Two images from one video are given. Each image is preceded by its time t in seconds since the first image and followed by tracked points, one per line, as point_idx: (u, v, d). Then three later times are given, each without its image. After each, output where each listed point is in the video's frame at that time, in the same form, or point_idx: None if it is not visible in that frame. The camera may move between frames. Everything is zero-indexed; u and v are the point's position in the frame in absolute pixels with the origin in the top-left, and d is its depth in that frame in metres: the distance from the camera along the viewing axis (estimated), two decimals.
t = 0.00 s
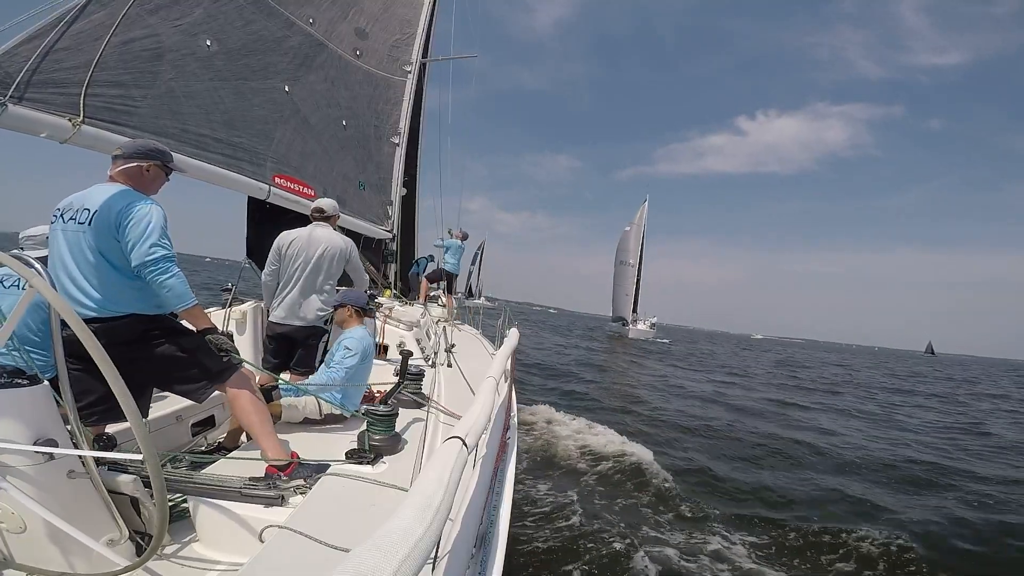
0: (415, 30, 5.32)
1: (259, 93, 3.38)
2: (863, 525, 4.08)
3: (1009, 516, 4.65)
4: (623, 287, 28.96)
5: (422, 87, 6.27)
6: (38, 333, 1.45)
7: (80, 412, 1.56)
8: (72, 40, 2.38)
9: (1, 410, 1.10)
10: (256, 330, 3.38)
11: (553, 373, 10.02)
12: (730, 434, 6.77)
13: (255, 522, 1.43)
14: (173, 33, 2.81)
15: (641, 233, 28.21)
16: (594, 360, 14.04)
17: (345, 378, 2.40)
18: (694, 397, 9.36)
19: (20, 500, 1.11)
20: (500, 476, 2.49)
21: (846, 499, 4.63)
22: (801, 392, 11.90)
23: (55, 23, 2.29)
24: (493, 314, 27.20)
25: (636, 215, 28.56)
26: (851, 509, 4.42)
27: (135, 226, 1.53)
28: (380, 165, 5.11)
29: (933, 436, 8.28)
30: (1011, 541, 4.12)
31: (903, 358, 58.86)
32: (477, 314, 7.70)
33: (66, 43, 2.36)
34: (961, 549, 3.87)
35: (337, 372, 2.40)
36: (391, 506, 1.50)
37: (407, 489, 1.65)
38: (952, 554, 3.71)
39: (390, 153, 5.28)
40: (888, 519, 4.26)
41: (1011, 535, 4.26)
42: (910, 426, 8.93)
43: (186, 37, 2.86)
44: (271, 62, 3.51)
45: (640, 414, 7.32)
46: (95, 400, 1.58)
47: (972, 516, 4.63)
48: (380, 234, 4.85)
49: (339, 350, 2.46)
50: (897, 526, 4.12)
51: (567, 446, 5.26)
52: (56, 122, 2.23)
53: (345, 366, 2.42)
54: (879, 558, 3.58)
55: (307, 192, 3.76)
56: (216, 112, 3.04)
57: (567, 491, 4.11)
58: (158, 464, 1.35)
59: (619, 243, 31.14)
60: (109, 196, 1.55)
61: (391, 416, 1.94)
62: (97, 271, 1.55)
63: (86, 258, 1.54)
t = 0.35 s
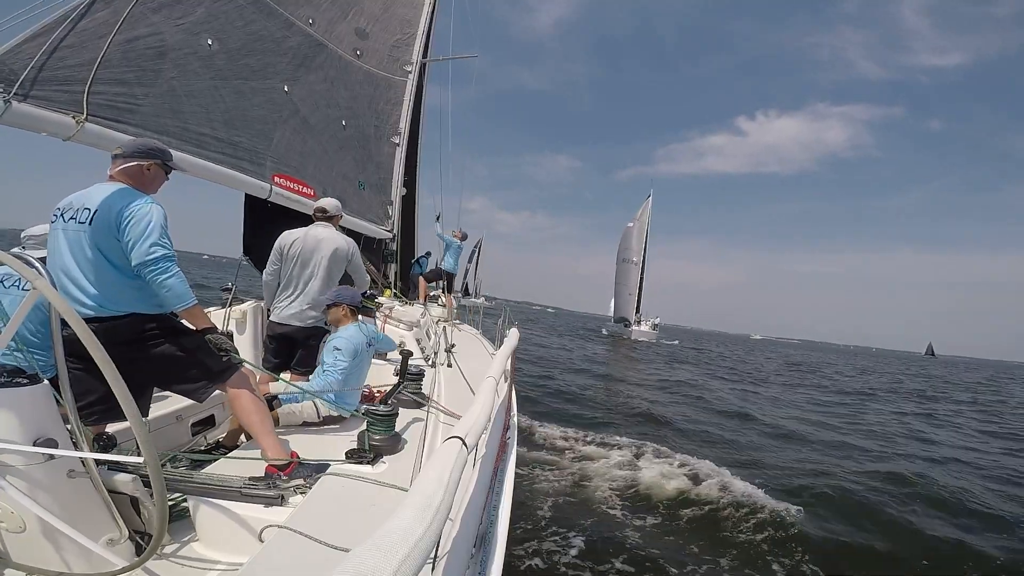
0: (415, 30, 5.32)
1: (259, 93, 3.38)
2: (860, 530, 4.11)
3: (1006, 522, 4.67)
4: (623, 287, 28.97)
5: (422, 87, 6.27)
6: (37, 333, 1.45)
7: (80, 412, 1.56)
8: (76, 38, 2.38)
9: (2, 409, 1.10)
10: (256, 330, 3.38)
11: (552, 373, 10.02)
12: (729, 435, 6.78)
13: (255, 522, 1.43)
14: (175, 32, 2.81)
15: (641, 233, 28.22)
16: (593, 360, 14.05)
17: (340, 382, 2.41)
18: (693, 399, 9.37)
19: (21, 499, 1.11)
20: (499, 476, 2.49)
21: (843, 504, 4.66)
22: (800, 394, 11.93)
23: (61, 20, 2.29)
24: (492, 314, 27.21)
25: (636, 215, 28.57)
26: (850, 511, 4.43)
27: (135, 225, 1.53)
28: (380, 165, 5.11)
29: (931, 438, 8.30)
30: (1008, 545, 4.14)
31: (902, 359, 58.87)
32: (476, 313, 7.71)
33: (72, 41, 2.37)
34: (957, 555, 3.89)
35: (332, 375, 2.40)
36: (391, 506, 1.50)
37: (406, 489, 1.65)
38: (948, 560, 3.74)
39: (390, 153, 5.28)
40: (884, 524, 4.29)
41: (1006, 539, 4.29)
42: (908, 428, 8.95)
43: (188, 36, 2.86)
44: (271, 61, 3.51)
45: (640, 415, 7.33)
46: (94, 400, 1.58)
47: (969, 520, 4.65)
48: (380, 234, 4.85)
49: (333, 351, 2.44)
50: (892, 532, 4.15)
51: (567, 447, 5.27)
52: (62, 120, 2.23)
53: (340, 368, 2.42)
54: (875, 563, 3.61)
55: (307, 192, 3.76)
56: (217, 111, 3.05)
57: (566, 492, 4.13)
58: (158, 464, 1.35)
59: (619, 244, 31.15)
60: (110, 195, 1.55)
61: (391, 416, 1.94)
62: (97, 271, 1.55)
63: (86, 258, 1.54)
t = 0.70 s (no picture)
0: (415, 30, 5.32)
1: (259, 93, 3.38)
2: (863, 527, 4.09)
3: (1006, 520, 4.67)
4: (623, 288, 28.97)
5: (422, 87, 6.28)
6: (37, 334, 1.45)
7: (80, 412, 1.56)
8: (76, 39, 2.38)
9: (3, 410, 1.10)
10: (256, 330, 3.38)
11: (552, 373, 10.03)
12: (728, 435, 6.79)
13: (255, 522, 1.43)
14: (175, 32, 2.80)
15: (641, 233, 28.22)
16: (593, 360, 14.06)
17: (341, 388, 2.40)
18: (693, 399, 9.37)
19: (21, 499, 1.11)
20: (499, 476, 2.49)
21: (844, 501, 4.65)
22: (799, 394, 11.93)
23: (61, 20, 2.29)
24: (492, 313, 27.21)
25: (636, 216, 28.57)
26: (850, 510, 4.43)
27: (133, 226, 1.53)
28: (380, 165, 5.11)
29: (931, 439, 8.31)
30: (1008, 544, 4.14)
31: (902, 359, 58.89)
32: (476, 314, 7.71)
33: (72, 41, 2.36)
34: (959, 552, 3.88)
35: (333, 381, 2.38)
36: (391, 506, 1.50)
37: (406, 489, 1.65)
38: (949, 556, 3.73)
39: (390, 153, 5.28)
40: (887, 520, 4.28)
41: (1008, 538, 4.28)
42: (908, 429, 8.96)
43: (188, 36, 2.86)
44: (271, 61, 3.51)
45: (639, 416, 7.34)
46: (94, 400, 1.58)
47: (970, 519, 4.65)
48: (380, 233, 4.86)
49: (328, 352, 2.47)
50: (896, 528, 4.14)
51: (566, 447, 5.27)
52: (60, 121, 2.24)
53: (341, 375, 2.40)
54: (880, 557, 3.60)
55: (307, 192, 3.77)
56: (217, 111, 3.05)
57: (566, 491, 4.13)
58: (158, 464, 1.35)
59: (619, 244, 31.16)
60: (107, 196, 1.55)
61: (391, 416, 1.94)
62: (95, 272, 1.55)
63: (84, 259, 1.54)
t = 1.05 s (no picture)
0: (415, 30, 5.32)
1: (259, 93, 3.38)
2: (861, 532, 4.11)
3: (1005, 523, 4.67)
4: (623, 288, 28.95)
5: (422, 87, 6.27)
6: (36, 333, 1.44)
7: (79, 412, 1.56)
8: (76, 39, 2.37)
9: (3, 411, 1.10)
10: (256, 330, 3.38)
11: (552, 373, 10.03)
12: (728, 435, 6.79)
13: (255, 522, 1.43)
14: (175, 32, 2.80)
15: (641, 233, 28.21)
16: (593, 360, 14.06)
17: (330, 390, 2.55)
18: (693, 399, 9.37)
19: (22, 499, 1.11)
20: (499, 476, 2.49)
21: (843, 504, 4.65)
22: (800, 395, 11.92)
23: (60, 21, 2.29)
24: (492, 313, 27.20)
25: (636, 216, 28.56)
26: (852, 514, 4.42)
27: (129, 225, 1.53)
28: (380, 165, 5.11)
29: (931, 439, 8.31)
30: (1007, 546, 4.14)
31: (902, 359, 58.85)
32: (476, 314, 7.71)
33: (71, 40, 2.36)
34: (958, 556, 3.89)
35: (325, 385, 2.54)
36: (391, 506, 1.50)
37: (406, 489, 1.65)
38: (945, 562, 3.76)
39: (390, 153, 5.28)
40: (886, 523, 4.29)
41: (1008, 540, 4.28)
42: (909, 429, 8.96)
43: (188, 36, 2.86)
44: (271, 61, 3.51)
45: (640, 416, 7.34)
46: (93, 400, 1.58)
47: (968, 521, 4.65)
48: (380, 233, 4.86)
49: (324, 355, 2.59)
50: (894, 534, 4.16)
51: (567, 448, 5.26)
52: (59, 121, 2.24)
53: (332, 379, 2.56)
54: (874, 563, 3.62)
55: (307, 192, 3.77)
56: (217, 111, 3.05)
57: (566, 492, 4.13)
58: (158, 463, 1.35)
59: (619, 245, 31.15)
60: (104, 196, 1.55)
61: (391, 416, 1.94)
62: (92, 272, 1.55)
63: (81, 259, 1.54)
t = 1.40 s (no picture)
0: (415, 30, 5.32)
1: (259, 93, 3.38)
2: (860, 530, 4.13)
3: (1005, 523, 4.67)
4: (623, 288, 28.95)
5: (422, 87, 6.28)
6: (36, 333, 1.44)
7: (80, 412, 1.56)
8: (77, 38, 2.38)
9: (4, 412, 1.10)
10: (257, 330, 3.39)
11: (552, 373, 10.03)
12: (728, 436, 6.79)
13: (255, 523, 1.43)
14: (174, 32, 2.80)
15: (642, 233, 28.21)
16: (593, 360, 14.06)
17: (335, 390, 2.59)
18: (693, 399, 9.36)
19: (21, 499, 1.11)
20: (500, 476, 2.50)
21: (843, 505, 4.66)
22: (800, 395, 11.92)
23: (60, 21, 2.29)
24: (492, 312, 27.22)
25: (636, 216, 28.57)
26: (851, 518, 4.40)
27: (129, 226, 1.53)
28: (380, 165, 5.11)
29: (932, 439, 8.31)
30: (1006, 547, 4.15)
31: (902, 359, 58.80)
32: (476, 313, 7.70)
33: (72, 41, 2.36)
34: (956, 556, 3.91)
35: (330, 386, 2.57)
36: (391, 506, 1.50)
37: (406, 489, 1.65)
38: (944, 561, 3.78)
39: (390, 153, 5.28)
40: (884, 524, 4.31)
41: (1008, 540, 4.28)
42: (909, 429, 8.96)
43: (188, 36, 2.86)
44: (271, 61, 3.51)
45: (639, 416, 7.34)
46: (93, 400, 1.58)
47: (967, 522, 4.66)
48: (380, 233, 4.86)
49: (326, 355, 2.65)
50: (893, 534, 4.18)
51: (566, 448, 5.26)
52: (60, 121, 2.24)
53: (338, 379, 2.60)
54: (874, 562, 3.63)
55: (307, 192, 3.77)
56: (217, 111, 3.05)
57: (567, 492, 4.14)
58: (158, 463, 1.35)
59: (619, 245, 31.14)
60: (103, 196, 1.55)
61: (391, 416, 1.94)
62: (91, 273, 1.55)
63: (80, 259, 1.54)
